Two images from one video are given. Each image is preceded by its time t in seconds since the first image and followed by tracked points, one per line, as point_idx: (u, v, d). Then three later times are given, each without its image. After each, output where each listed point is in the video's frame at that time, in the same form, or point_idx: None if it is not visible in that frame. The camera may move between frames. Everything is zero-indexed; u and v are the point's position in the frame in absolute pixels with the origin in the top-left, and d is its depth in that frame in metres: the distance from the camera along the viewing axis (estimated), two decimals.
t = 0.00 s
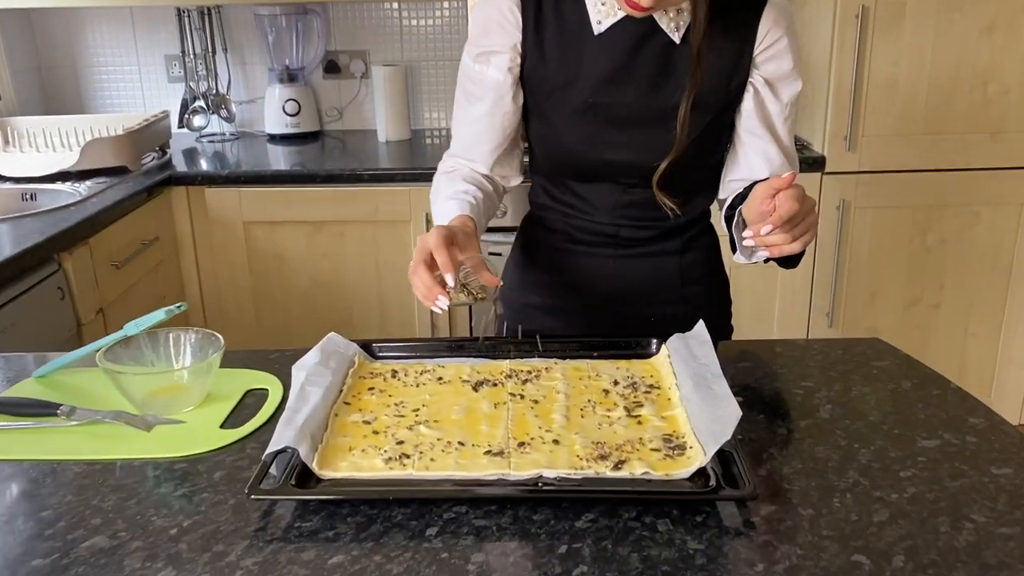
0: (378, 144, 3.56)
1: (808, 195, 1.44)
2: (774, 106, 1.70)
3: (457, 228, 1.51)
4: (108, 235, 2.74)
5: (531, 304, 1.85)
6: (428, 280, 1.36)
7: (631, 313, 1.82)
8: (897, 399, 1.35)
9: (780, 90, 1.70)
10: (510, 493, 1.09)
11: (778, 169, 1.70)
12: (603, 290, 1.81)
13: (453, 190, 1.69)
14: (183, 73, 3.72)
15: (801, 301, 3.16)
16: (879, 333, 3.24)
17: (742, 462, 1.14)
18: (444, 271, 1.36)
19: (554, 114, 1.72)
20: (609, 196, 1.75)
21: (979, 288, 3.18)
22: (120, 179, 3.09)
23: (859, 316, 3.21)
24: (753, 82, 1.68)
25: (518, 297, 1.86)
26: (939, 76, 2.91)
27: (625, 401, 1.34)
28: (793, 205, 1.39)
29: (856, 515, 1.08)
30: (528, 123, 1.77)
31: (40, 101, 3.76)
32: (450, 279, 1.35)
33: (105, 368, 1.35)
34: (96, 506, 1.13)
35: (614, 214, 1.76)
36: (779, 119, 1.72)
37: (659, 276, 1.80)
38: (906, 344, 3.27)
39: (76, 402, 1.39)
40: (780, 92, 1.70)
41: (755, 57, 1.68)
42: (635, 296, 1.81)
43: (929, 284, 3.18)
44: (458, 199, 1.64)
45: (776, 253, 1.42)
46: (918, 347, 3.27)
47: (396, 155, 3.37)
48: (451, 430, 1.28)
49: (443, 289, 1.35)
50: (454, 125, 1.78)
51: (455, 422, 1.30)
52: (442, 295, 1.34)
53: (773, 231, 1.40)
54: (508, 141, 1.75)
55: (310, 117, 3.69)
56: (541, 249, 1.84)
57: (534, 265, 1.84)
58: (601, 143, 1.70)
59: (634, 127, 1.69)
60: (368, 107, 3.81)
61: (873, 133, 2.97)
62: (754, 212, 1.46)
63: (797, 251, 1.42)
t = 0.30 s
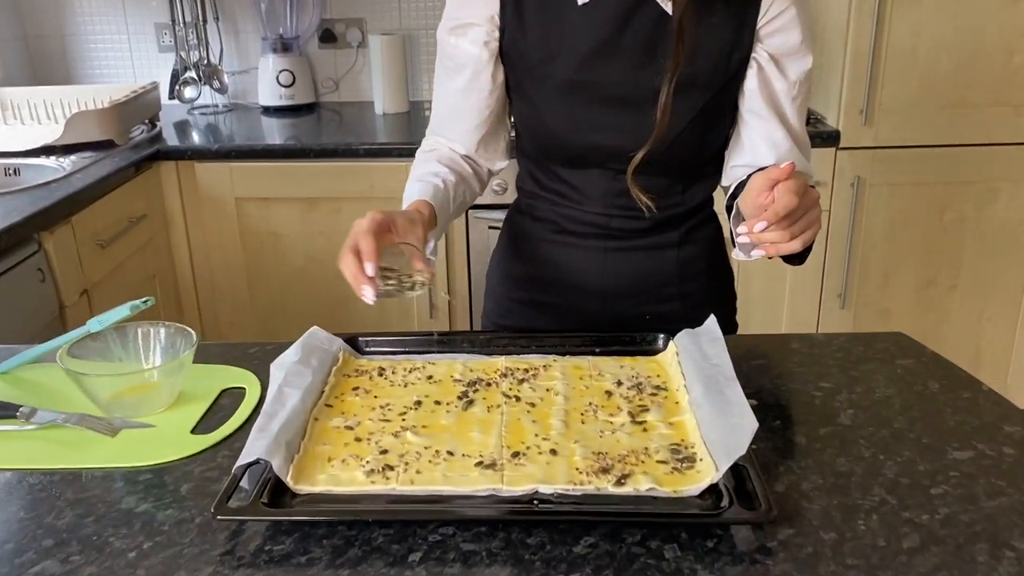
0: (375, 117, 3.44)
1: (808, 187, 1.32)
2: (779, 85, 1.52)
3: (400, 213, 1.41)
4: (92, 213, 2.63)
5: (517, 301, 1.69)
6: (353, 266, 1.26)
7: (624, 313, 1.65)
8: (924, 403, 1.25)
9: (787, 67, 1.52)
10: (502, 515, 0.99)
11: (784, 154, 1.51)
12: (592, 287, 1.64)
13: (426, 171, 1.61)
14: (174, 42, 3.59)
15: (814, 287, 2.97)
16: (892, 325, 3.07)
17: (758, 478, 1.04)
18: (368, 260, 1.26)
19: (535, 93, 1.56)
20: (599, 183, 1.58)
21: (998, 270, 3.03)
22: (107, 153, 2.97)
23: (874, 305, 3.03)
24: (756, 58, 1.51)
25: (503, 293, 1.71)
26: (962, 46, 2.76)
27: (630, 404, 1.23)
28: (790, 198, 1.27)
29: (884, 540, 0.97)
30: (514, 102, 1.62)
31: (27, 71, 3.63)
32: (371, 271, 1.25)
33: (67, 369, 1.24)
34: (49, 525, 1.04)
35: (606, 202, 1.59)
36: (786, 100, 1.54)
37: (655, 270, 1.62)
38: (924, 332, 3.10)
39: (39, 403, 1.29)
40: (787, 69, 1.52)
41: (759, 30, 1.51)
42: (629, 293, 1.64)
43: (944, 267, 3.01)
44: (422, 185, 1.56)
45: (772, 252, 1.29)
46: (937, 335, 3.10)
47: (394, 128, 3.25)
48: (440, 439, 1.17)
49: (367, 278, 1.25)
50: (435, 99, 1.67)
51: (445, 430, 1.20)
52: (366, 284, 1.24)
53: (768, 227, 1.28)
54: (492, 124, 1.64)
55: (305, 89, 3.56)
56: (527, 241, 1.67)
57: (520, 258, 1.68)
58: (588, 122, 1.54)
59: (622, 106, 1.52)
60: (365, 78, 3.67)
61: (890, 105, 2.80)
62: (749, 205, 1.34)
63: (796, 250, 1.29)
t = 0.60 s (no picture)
0: (373, 82, 3.31)
1: (817, 170, 1.19)
2: (794, 51, 1.35)
3: (379, 187, 1.31)
4: (75, 185, 2.49)
5: (509, 287, 1.56)
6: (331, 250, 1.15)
7: (621, 301, 1.50)
8: (958, 400, 1.14)
9: (800, 29, 1.35)
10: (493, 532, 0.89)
11: (800, 128, 1.34)
12: (587, 274, 1.49)
13: (411, 133, 1.51)
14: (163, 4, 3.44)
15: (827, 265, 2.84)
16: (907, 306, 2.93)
17: (778, 486, 0.93)
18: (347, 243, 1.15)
19: (521, 56, 1.42)
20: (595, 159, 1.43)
21: None
22: (92, 121, 2.84)
23: (891, 283, 2.89)
24: (765, 20, 1.35)
25: (494, 279, 1.57)
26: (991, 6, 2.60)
27: (636, 400, 1.13)
28: (795, 181, 1.14)
29: (921, 560, 0.87)
30: (503, 67, 1.48)
31: (12, 36, 3.50)
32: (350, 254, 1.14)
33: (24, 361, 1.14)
34: None
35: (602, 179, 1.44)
36: (802, 68, 1.37)
37: (656, 256, 1.47)
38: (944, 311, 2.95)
39: None
40: (801, 32, 1.35)
41: None
42: (627, 281, 1.49)
43: (967, 238, 2.85)
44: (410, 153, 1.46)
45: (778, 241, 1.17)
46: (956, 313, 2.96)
47: (392, 93, 3.12)
48: (428, 438, 1.08)
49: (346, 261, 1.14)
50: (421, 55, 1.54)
51: (435, 428, 1.10)
52: (346, 268, 1.14)
53: (772, 214, 1.15)
54: (486, 86, 1.51)
55: (300, 53, 3.43)
56: (519, 222, 1.53)
57: (511, 241, 1.55)
58: (579, 92, 1.39)
59: (615, 72, 1.37)
60: (363, 41, 3.53)
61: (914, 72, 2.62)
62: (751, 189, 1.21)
63: (803, 239, 1.17)
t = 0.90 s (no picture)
0: (371, 43, 3.18)
1: (829, 132, 1.09)
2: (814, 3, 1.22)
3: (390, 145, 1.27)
4: (59, 150, 2.25)
5: (505, 258, 1.45)
6: (339, 215, 1.10)
7: (624, 274, 1.39)
8: (992, 383, 1.05)
9: None
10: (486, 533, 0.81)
11: (819, 89, 1.22)
12: (589, 245, 1.38)
13: (421, 83, 1.44)
14: None
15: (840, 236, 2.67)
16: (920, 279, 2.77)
17: (798, 482, 0.85)
18: (354, 206, 1.09)
19: (518, 8, 1.32)
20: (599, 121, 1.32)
21: None
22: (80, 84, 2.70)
23: (904, 255, 2.72)
24: None
25: (491, 249, 1.47)
26: None
27: (642, 384, 1.05)
28: (806, 142, 1.03)
29: (957, 565, 0.79)
30: (501, 21, 1.37)
31: None
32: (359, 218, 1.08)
33: None
34: None
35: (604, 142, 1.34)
36: (824, 20, 1.23)
37: (665, 226, 1.36)
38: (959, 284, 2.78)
39: None
40: None
41: None
42: (632, 253, 1.38)
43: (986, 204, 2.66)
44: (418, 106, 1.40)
45: (785, 208, 1.08)
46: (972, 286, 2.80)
47: (391, 55, 3.00)
48: (418, 426, 0.99)
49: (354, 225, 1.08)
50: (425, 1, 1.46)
51: (425, 413, 1.02)
52: (354, 232, 1.08)
53: (779, 178, 1.05)
54: (492, 31, 1.42)
55: (296, 13, 3.30)
56: (518, 188, 1.43)
57: (510, 208, 1.44)
58: (579, 47, 1.29)
59: (616, 26, 1.27)
60: None
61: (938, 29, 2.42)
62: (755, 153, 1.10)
63: (813, 208, 1.08)
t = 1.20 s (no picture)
0: (368, 7, 3.08)
1: (856, 94, 1.02)
2: None
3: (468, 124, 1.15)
4: (47, 119, 1.98)
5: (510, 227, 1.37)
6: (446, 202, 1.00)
7: (637, 242, 1.32)
8: (1017, 368, 1.00)
9: None
10: (481, 535, 0.75)
11: (842, 50, 1.15)
12: (602, 211, 1.32)
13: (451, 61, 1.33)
14: None
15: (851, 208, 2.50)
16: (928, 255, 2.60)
17: (813, 479, 0.80)
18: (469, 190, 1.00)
19: None
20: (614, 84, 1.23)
21: None
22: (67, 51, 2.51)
23: (914, 229, 2.55)
24: None
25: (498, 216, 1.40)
26: None
27: (648, 368, 1.00)
28: (834, 104, 0.97)
29: (985, 568, 0.74)
30: None
31: None
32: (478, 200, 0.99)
33: None
34: None
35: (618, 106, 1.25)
36: None
37: (683, 193, 1.29)
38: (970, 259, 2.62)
39: None
40: None
41: None
42: (645, 221, 1.31)
43: (1002, 170, 2.47)
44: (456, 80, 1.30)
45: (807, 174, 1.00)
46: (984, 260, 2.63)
47: (390, 19, 2.90)
48: (411, 415, 0.94)
49: (467, 210, 1.00)
50: None
51: (418, 400, 0.97)
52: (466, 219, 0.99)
53: (802, 143, 0.98)
54: None
55: None
56: (527, 152, 1.35)
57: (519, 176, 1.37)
58: (590, 6, 1.19)
59: None
60: None
61: None
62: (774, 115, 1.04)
63: (836, 173, 1.01)
